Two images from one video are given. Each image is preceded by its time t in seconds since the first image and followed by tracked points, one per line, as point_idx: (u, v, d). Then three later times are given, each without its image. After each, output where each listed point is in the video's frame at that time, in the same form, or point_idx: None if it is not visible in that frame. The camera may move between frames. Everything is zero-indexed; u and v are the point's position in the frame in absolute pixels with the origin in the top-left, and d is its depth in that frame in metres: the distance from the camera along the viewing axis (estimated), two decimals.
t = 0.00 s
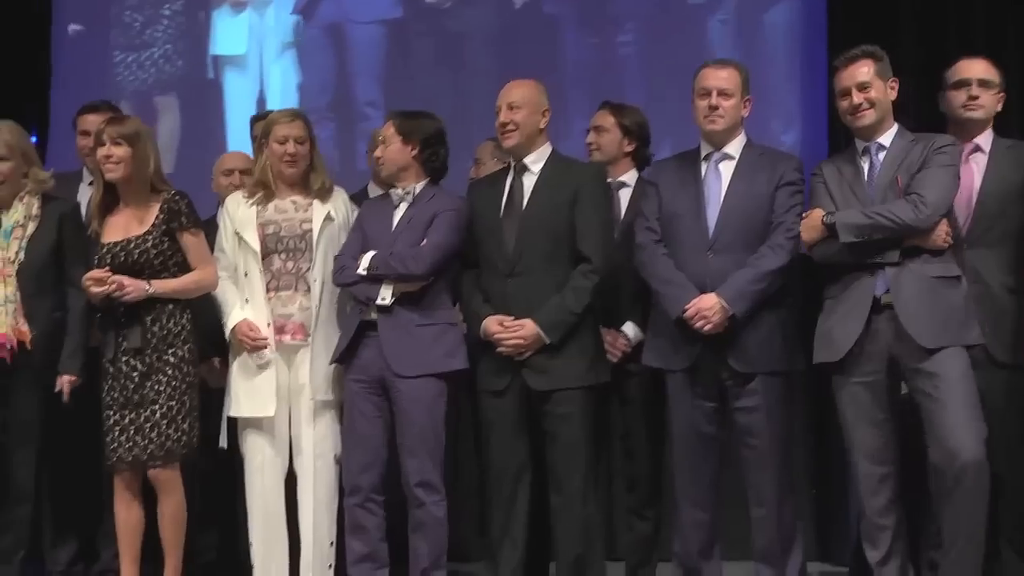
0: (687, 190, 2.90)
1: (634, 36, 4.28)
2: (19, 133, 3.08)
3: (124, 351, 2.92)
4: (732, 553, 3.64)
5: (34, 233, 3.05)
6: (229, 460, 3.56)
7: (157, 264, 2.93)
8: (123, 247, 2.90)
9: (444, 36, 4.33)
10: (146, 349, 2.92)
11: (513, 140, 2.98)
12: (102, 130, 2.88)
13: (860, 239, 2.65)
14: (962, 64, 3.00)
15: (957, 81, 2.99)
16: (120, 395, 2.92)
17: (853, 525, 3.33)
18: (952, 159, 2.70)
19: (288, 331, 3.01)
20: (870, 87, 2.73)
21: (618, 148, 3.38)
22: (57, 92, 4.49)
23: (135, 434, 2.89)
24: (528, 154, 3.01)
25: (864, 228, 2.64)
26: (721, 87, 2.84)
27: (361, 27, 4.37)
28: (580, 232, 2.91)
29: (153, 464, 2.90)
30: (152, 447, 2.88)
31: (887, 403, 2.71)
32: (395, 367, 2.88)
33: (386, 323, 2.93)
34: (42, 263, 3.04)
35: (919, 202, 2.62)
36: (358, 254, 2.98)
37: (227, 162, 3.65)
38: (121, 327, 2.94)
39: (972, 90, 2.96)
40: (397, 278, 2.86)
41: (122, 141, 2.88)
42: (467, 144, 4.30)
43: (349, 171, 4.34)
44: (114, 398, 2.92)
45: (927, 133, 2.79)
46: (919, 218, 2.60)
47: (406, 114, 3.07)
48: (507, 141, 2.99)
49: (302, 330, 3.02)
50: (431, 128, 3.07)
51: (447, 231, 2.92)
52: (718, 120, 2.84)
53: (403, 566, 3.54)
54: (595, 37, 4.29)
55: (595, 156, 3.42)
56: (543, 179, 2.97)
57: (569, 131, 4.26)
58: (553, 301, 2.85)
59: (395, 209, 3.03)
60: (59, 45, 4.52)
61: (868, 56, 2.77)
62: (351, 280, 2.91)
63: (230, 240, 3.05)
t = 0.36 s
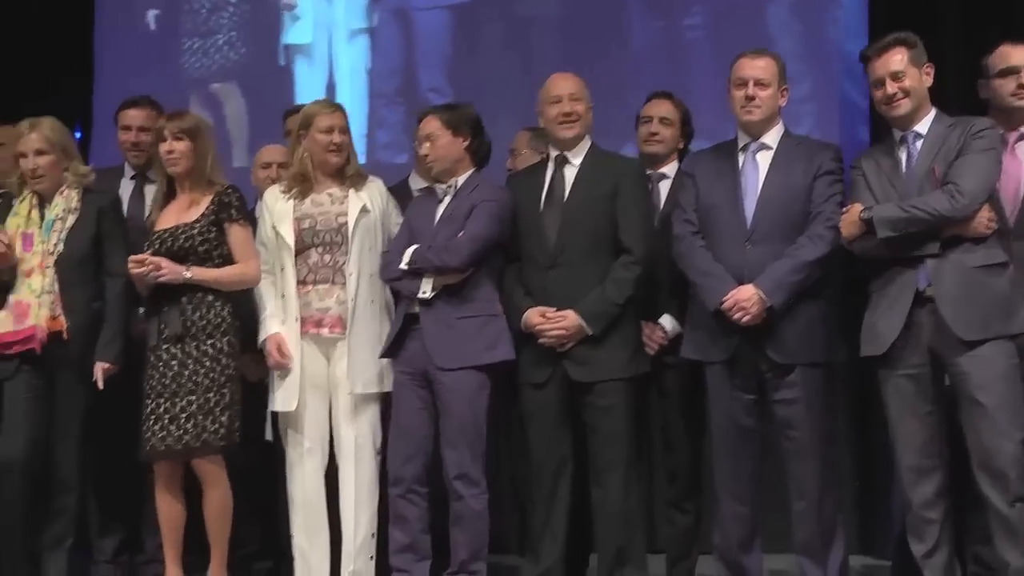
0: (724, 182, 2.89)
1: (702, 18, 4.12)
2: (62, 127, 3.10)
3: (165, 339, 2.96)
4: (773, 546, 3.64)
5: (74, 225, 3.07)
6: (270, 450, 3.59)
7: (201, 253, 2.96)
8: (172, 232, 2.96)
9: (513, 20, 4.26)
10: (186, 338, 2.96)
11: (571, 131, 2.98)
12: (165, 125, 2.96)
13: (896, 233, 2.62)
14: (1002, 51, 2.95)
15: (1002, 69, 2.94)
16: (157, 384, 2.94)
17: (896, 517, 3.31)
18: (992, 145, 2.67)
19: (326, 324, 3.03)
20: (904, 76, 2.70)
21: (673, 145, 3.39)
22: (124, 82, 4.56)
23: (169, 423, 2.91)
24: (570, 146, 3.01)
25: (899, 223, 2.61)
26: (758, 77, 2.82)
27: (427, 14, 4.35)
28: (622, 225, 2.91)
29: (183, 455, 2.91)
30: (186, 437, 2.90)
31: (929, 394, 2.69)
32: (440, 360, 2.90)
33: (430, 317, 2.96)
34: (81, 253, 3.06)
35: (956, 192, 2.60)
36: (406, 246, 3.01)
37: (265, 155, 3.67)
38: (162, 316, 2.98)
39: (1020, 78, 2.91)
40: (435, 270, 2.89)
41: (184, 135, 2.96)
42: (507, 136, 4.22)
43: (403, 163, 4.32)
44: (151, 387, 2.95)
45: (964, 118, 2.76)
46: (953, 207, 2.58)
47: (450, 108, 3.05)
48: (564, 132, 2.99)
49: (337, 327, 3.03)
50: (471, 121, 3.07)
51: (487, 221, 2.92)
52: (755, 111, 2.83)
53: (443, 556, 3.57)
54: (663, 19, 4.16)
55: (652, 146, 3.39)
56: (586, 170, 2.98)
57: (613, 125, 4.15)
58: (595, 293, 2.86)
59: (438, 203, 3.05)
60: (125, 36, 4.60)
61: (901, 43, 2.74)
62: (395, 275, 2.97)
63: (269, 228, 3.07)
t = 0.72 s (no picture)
0: (755, 177, 2.87)
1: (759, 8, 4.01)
2: (101, 125, 3.12)
3: (202, 335, 2.98)
4: (805, 543, 3.62)
5: (113, 224, 3.08)
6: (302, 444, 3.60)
7: (239, 252, 3.00)
8: (210, 230, 2.98)
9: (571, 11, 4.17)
10: (225, 334, 2.98)
11: (610, 126, 2.97)
12: (196, 126, 2.99)
13: (940, 230, 2.60)
14: None
15: None
16: (193, 380, 2.95)
17: (931, 514, 3.29)
18: None
19: (356, 323, 3.02)
20: (941, 70, 2.68)
21: (705, 142, 3.38)
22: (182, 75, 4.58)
23: (207, 419, 2.92)
24: (603, 142, 3.01)
25: (944, 219, 2.58)
26: (789, 72, 2.80)
27: (486, 7, 4.27)
28: (653, 222, 2.91)
29: (222, 450, 2.93)
30: (223, 433, 2.92)
31: (965, 390, 2.67)
32: (474, 356, 2.90)
33: (465, 313, 2.95)
34: (118, 253, 3.07)
35: (1002, 187, 2.58)
36: (434, 246, 3.01)
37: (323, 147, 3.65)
38: (200, 314, 2.98)
39: None
40: (472, 268, 2.88)
41: (214, 135, 2.99)
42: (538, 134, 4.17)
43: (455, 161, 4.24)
44: (185, 382, 2.96)
45: (1003, 112, 2.74)
46: (1000, 203, 2.57)
47: (484, 104, 3.06)
48: (600, 128, 2.97)
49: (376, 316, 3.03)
50: (501, 118, 3.06)
51: (520, 218, 2.93)
52: (787, 105, 2.81)
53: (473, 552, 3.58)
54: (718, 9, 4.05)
55: (685, 143, 3.38)
56: (618, 167, 2.97)
57: (652, 123, 4.08)
58: (626, 290, 2.85)
59: (466, 201, 3.05)
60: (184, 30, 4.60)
61: (938, 35, 2.71)
62: (427, 273, 2.94)
63: (302, 226, 3.10)
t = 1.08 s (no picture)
0: (797, 174, 2.85)
1: None
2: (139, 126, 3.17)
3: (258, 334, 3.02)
4: (849, 542, 3.59)
5: (144, 223, 3.11)
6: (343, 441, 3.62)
7: (294, 252, 3.05)
8: (266, 231, 3.02)
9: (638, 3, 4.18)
10: (280, 333, 3.01)
11: (654, 122, 2.96)
12: (261, 124, 3.04)
13: (977, 221, 2.58)
14: None
15: None
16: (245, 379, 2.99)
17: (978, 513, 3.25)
18: None
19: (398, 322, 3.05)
20: (987, 62, 2.65)
21: (749, 139, 3.36)
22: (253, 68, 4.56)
23: (264, 419, 2.96)
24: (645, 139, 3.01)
25: (979, 211, 2.57)
26: (832, 68, 2.77)
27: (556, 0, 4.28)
28: (694, 219, 2.90)
29: (280, 447, 2.97)
30: (280, 431, 2.96)
31: (1011, 388, 2.63)
32: (521, 353, 2.90)
33: (511, 308, 2.95)
34: (150, 249, 3.09)
35: None
36: (468, 243, 3.01)
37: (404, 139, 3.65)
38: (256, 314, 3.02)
39: None
40: (525, 263, 2.90)
41: (279, 137, 3.05)
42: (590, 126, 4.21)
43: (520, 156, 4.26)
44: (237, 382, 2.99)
45: None
46: None
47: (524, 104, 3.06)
48: (645, 124, 2.96)
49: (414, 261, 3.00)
50: (539, 118, 3.07)
51: (565, 218, 2.97)
52: (828, 101, 2.79)
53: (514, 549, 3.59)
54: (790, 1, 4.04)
55: (730, 140, 3.36)
56: (658, 164, 2.97)
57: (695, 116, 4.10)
58: (666, 288, 2.85)
59: (504, 198, 3.05)
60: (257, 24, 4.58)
61: (990, 27, 2.68)
62: (468, 268, 2.93)
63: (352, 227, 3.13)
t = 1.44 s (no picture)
0: (821, 172, 2.84)
1: None
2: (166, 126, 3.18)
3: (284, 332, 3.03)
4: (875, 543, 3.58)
5: (170, 221, 3.12)
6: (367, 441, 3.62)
7: (316, 253, 3.06)
8: (293, 230, 3.03)
9: None
10: (307, 331, 3.01)
11: (677, 121, 2.94)
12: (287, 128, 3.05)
13: (1015, 216, 2.55)
14: None
15: None
16: (264, 378, 3.00)
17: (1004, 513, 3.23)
18: None
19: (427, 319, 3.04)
20: None
21: (773, 137, 3.35)
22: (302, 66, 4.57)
23: (293, 417, 2.97)
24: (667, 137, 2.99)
25: (1019, 205, 2.54)
26: (858, 66, 2.75)
27: None
28: (715, 218, 2.89)
29: (310, 445, 2.98)
30: (309, 429, 2.97)
31: None
32: (552, 351, 2.90)
33: (541, 308, 2.95)
34: (176, 249, 3.11)
35: None
36: (490, 240, 3.00)
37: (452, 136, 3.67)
38: (281, 313, 3.03)
39: None
40: (558, 263, 2.89)
41: (308, 140, 3.09)
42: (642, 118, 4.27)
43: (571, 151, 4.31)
44: (256, 380, 3.01)
45: None
46: None
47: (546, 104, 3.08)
48: (667, 122, 2.95)
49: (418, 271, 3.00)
50: (559, 117, 3.08)
51: (590, 219, 2.99)
52: (854, 100, 2.77)
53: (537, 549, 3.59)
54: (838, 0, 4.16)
55: (754, 138, 3.35)
56: (680, 161, 2.95)
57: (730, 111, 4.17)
58: (689, 287, 2.84)
59: (523, 196, 3.03)
60: (307, 22, 4.60)
61: None
62: (500, 265, 2.92)
63: (376, 223, 3.13)
